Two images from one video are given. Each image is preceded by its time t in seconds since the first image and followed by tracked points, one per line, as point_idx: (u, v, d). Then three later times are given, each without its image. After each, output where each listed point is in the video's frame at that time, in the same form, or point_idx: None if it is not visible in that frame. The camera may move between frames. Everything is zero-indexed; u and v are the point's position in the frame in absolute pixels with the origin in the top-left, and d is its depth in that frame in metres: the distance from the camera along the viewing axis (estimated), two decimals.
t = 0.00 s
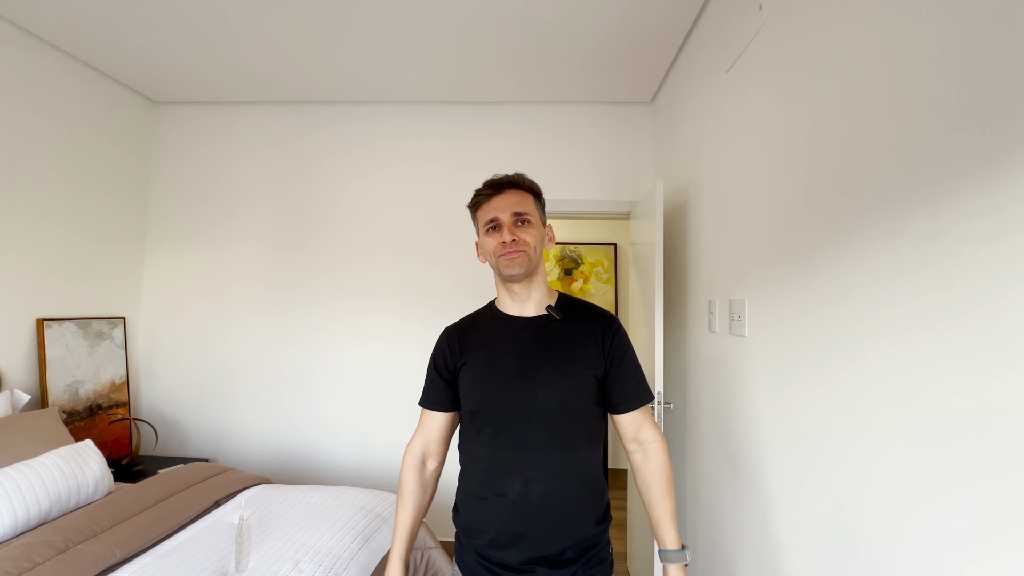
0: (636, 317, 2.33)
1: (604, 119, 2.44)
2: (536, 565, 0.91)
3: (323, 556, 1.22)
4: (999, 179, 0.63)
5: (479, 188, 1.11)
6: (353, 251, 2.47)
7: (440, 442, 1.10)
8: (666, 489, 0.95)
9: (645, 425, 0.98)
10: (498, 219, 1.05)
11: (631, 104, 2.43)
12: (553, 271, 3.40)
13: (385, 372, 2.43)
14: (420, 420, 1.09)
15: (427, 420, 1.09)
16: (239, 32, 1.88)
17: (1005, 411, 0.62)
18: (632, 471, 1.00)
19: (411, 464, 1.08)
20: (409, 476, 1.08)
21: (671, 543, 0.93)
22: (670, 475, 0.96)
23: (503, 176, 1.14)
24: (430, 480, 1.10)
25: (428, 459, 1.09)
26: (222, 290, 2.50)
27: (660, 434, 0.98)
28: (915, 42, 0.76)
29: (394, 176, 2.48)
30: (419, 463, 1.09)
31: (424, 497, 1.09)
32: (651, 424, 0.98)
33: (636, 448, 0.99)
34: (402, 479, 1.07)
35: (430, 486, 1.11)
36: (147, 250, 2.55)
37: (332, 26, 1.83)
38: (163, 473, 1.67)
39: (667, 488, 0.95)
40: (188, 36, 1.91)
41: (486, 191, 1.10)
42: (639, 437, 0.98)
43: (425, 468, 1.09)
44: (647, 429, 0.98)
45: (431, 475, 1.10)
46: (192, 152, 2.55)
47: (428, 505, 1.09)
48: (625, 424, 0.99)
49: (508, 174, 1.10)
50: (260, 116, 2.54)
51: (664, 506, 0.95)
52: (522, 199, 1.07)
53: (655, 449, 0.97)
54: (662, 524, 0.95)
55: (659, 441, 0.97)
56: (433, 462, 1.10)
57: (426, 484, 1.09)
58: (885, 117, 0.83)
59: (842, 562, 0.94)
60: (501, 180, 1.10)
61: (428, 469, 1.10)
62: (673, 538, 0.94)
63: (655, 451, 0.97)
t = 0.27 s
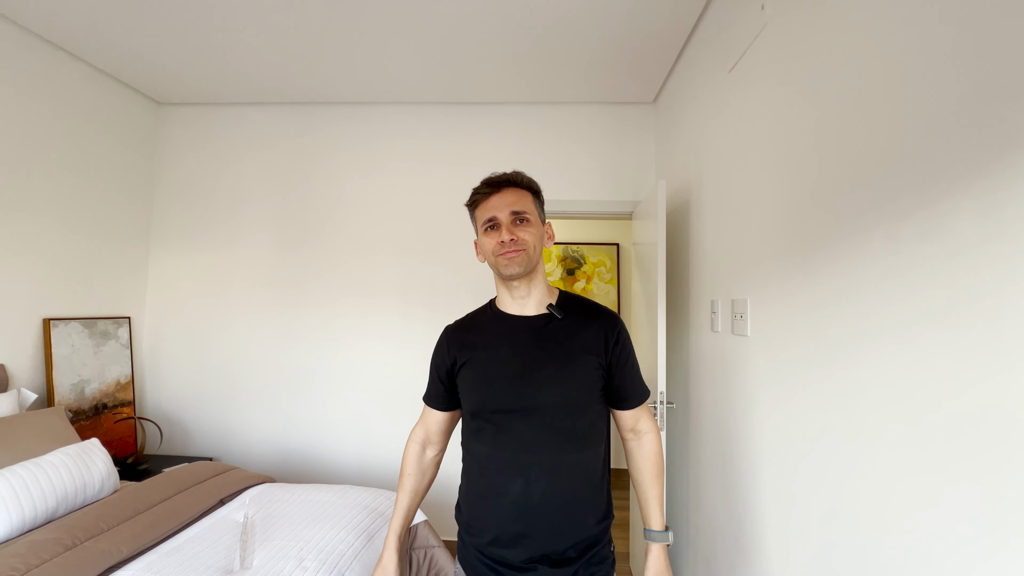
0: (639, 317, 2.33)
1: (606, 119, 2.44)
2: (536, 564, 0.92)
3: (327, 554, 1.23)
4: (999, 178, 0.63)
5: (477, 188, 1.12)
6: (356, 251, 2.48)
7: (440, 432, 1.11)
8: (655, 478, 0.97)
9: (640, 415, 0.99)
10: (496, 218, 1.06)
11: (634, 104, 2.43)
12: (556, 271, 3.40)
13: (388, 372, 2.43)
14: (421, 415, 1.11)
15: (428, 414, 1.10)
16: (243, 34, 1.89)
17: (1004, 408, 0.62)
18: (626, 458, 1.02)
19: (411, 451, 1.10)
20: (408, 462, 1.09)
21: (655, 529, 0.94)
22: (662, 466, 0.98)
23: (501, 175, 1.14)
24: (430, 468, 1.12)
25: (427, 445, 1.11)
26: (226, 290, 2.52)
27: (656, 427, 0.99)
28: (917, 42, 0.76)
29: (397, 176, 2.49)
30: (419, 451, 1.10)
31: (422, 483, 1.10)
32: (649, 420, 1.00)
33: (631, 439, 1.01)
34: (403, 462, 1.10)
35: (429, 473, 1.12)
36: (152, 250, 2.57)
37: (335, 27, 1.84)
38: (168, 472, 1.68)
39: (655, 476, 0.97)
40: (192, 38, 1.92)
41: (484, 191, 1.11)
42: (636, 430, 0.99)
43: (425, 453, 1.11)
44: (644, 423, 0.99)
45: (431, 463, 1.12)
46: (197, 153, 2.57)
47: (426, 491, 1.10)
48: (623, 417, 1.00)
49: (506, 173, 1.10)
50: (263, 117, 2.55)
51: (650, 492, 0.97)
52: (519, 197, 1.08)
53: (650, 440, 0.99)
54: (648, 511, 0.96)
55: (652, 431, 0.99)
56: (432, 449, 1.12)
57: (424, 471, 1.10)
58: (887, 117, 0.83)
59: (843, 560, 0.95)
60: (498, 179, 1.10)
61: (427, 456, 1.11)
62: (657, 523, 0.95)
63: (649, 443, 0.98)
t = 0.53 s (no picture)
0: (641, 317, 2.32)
1: (608, 119, 2.44)
2: (535, 563, 0.92)
3: (329, 554, 1.23)
4: (1000, 177, 0.63)
5: (478, 188, 1.12)
6: (358, 251, 2.49)
7: (447, 435, 1.11)
8: (654, 484, 0.95)
9: (641, 420, 0.99)
10: (497, 218, 1.06)
11: (636, 104, 2.43)
12: (558, 271, 3.40)
13: (390, 372, 2.44)
14: (426, 419, 1.10)
15: (433, 418, 1.10)
16: (245, 35, 1.90)
17: (1006, 406, 0.62)
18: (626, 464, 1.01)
19: (421, 456, 1.09)
20: (419, 468, 1.08)
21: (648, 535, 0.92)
22: (662, 472, 0.96)
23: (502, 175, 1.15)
24: (441, 473, 1.11)
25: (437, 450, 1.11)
26: (229, 290, 2.53)
27: (657, 432, 0.98)
28: (918, 41, 0.76)
29: (399, 176, 2.49)
30: (429, 455, 1.10)
31: (436, 489, 1.09)
32: (650, 422, 0.99)
33: (631, 443, 1.00)
34: (413, 472, 1.08)
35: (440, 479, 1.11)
36: (156, 251, 2.58)
37: (337, 28, 1.84)
38: (172, 471, 1.69)
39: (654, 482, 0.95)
40: (196, 39, 1.93)
41: (485, 190, 1.11)
42: (636, 433, 0.99)
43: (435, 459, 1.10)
44: (644, 426, 0.98)
45: (441, 467, 1.11)
46: (200, 154, 2.58)
47: (440, 497, 1.09)
48: (624, 420, 1.00)
49: (507, 173, 1.11)
50: (266, 118, 2.56)
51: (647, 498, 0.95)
52: (520, 197, 1.08)
53: (649, 444, 0.98)
54: (643, 516, 0.95)
55: (654, 437, 0.98)
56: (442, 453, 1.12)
57: (436, 476, 1.09)
58: (889, 116, 0.83)
59: (845, 560, 0.94)
60: (499, 179, 1.10)
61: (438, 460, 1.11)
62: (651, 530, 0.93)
63: (649, 448, 0.97)
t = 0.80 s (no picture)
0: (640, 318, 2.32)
1: (607, 119, 2.44)
2: (528, 564, 0.92)
3: (326, 554, 1.24)
4: (997, 178, 0.63)
5: (478, 185, 1.12)
6: (358, 251, 2.49)
7: (443, 435, 1.11)
8: (651, 485, 0.95)
9: (638, 422, 0.98)
10: (494, 214, 1.06)
11: (635, 103, 2.42)
12: (558, 271, 3.39)
13: (390, 372, 2.44)
14: (421, 420, 1.10)
15: (428, 418, 1.10)
16: (245, 36, 1.91)
17: (1003, 406, 0.62)
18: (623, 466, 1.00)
19: (416, 457, 1.09)
20: (414, 469, 1.08)
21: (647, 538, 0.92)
22: (659, 473, 0.96)
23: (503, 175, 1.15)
24: (436, 473, 1.11)
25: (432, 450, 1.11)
26: (229, 291, 2.54)
27: (653, 433, 0.98)
28: (916, 41, 0.76)
29: (399, 177, 2.50)
30: (425, 456, 1.10)
31: (431, 490, 1.09)
32: (646, 424, 0.99)
33: (627, 445, 1.00)
34: (408, 473, 1.08)
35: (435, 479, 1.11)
36: (156, 251, 2.59)
37: (336, 29, 1.85)
38: (172, 471, 1.69)
39: (652, 484, 0.95)
40: (195, 40, 1.94)
41: (484, 188, 1.11)
42: (632, 434, 0.99)
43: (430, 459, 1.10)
44: (640, 427, 0.98)
45: (436, 468, 1.11)
46: (200, 155, 2.59)
47: (436, 497, 1.09)
48: (619, 421, 1.00)
49: (507, 174, 1.11)
50: (266, 118, 2.57)
51: (645, 500, 0.94)
52: (518, 196, 1.08)
53: (646, 446, 0.97)
54: (641, 518, 0.94)
55: (650, 439, 0.98)
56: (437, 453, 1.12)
57: (432, 476, 1.09)
58: (886, 117, 0.82)
59: (843, 562, 0.94)
60: (499, 177, 1.11)
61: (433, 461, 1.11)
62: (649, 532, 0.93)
63: (646, 449, 0.97)
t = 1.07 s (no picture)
0: (641, 317, 2.31)
1: (608, 119, 2.43)
2: (527, 565, 0.91)
3: (325, 554, 1.23)
4: (998, 175, 0.62)
5: (489, 180, 1.11)
6: (358, 251, 2.49)
7: (440, 439, 1.11)
8: (648, 486, 0.95)
9: (635, 422, 0.98)
10: (503, 213, 1.05)
11: (636, 103, 2.42)
12: (558, 271, 3.39)
13: (390, 372, 2.44)
14: (419, 422, 1.10)
15: (426, 420, 1.10)
16: (245, 36, 1.91)
17: (1004, 406, 0.61)
18: (620, 467, 1.00)
19: (413, 463, 1.09)
20: (412, 474, 1.09)
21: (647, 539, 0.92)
22: (656, 474, 0.96)
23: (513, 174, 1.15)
24: (434, 479, 1.11)
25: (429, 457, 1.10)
26: (230, 290, 2.54)
27: (650, 433, 0.98)
28: (917, 38, 0.75)
29: (399, 176, 2.50)
30: (422, 461, 1.10)
31: (428, 496, 1.09)
32: (643, 423, 0.99)
33: (624, 445, 0.99)
34: (405, 478, 1.09)
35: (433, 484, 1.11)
36: (157, 251, 2.59)
37: (336, 28, 1.85)
38: (172, 470, 1.69)
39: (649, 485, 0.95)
40: (195, 40, 1.94)
41: (493, 185, 1.10)
42: (629, 434, 0.98)
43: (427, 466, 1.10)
44: (636, 427, 0.98)
45: (433, 473, 1.11)
46: (201, 155, 2.59)
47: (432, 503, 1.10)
48: (616, 421, 0.99)
49: (519, 172, 1.11)
50: (266, 118, 2.57)
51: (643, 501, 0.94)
52: (528, 198, 1.08)
53: (643, 446, 0.97)
54: (641, 520, 0.94)
55: (647, 440, 0.97)
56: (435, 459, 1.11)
57: (428, 483, 1.09)
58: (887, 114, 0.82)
59: (843, 563, 0.93)
60: (511, 176, 1.10)
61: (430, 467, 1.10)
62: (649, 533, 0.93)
63: (643, 449, 0.96)
